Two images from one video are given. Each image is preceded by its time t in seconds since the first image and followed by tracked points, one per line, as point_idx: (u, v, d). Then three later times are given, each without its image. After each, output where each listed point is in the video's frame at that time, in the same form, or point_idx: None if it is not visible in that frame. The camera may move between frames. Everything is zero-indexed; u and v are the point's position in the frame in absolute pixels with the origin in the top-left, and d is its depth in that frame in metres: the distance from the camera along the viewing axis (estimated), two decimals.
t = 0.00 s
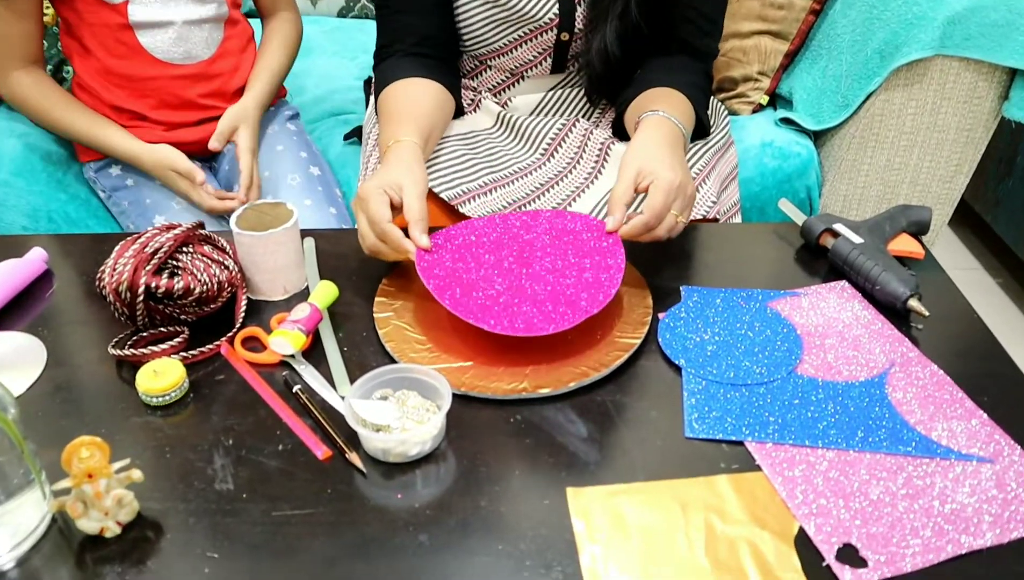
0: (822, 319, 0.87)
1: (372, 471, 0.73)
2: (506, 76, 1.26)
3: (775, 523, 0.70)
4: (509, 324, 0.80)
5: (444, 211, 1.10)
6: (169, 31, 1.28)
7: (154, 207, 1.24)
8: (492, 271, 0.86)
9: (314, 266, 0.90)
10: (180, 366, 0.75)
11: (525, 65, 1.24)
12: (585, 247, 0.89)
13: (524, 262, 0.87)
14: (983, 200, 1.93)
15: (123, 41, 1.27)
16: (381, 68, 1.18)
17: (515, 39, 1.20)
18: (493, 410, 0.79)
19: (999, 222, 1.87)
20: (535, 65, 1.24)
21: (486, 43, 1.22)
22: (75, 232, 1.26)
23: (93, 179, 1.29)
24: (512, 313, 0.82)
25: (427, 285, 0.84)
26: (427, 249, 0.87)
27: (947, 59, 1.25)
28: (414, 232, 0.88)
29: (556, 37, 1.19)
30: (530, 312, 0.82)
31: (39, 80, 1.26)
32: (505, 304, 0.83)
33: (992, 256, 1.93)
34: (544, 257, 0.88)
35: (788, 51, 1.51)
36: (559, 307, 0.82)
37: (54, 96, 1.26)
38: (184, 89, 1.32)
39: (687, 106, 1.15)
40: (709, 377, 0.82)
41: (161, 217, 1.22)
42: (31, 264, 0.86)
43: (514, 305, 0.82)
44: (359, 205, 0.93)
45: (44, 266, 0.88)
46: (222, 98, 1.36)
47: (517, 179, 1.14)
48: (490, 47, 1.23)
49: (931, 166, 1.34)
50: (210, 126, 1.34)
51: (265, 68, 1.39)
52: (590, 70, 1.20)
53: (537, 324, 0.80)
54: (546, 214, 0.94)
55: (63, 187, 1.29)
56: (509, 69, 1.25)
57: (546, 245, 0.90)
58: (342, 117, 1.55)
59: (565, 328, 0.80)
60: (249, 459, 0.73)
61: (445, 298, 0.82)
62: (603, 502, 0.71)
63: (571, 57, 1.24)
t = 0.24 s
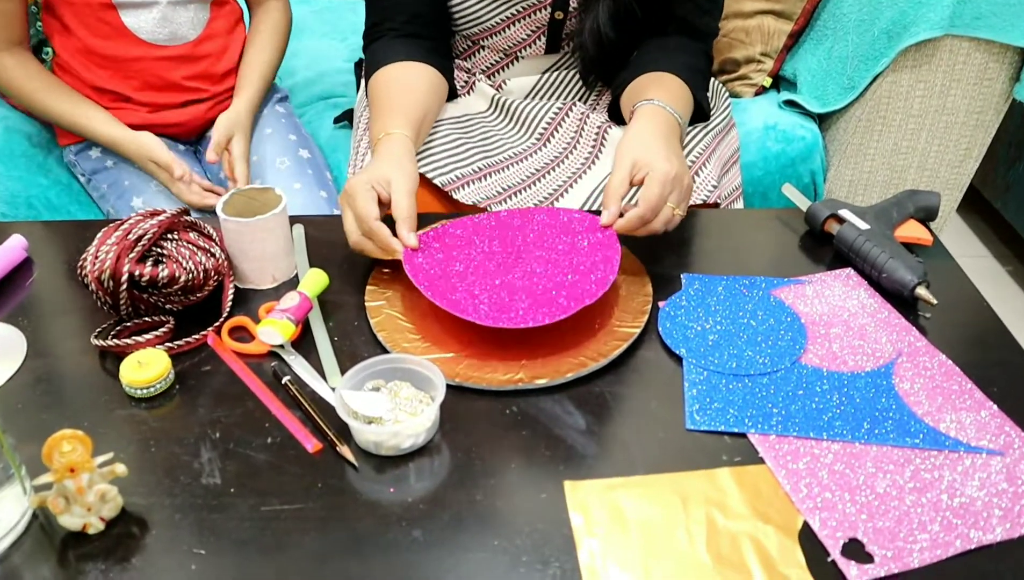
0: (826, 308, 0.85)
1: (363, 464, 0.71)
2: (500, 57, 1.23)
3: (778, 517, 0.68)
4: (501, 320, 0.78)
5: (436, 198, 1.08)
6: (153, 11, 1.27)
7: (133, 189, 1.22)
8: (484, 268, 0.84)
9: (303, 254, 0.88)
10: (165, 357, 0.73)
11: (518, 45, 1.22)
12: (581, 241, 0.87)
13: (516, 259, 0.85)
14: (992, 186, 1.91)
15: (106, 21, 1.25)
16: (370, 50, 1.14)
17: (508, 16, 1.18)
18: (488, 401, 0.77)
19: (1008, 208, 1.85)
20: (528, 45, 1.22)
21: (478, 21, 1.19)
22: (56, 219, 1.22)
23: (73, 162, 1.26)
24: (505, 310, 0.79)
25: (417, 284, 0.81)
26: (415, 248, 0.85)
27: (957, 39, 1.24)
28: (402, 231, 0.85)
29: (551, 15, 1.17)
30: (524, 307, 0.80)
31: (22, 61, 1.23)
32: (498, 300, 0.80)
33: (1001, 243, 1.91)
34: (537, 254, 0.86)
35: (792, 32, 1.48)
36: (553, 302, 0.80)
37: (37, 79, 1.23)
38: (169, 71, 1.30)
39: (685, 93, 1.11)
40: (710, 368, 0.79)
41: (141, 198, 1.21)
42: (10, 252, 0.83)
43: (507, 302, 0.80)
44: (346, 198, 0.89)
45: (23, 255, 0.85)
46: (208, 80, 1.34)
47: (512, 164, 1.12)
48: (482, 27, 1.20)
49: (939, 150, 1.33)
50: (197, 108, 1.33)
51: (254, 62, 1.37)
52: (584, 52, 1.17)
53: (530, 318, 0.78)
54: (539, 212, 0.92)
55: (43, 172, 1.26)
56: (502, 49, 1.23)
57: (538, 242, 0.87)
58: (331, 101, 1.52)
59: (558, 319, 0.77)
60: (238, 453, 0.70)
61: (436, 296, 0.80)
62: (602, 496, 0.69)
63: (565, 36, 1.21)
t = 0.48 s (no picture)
0: (832, 304, 0.83)
1: (356, 465, 0.69)
2: (496, 45, 1.22)
3: (783, 519, 0.66)
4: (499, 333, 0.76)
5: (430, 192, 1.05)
6: (144, 6, 1.25)
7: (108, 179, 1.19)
8: (481, 273, 0.82)
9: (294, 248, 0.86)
10: (152, 354, 0.71)
11: (513, 33, 1.20)
12: (581, 244, 0.85)
13: (514, 263, 0.83)
14: (1003, 179, 1.89)
15: (93, 15, 1.23)
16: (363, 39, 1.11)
17: (501, 5, 1.16)
18: (484, 399, 0.75)
19: (1018, 201, 1.83)
20: (524, 33, 1.20)
21: (473, 8, 1.17)
22: (37, 213, 1.19)
23: (54, 153, 1.24)
24: (504, 319, 0.77)
25: (414, 291, 0.79)
26: (413, 249, 0.82)
27: (966, 27, 1.22)
28: (399, 229, 0.83)
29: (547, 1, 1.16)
30: (523, 319, 0.78)
31: (9, 52, 1.20)
32: (497, 309, 0.78)
33: (1010, 238, 1.89)
34: (535, 258, 0.84)
35: (798, 20, 1.46)
36: (553, 315, 0.78)
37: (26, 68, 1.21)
38: (157, 67, 1.28)
39: (686, 87, 1.08)
40: (713, 366, 0.77)
41: (116, 188, 1.17)
42: None
43: (506, 311, 0.78)
44: (346, 188, 0.87)
45: (5, 250, 0.83)
46: (197, 75, 1.32)
47: (509, 158, 1.09)
48: (478, 14, 1.18)
49: (948, 142, 1.31)
50: (185, 101, 1.31)
51: (244, 55, 1.32)
52: (582, 40, 1.14)
53: (529, 331, 0.76)
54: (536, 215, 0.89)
55: (24, 164, 1.24)
56: (498, 37, 1.21)
57: (535, 246, 0.85)
58: (321, 91, 1.49)
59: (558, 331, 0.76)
60: (226, 453, 0.68)
61: (434, 305, 0.78)
62: (602, 497, 0.67)
63: (562, 24, 1.20)
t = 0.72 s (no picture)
0: (845, 294, 0.79)
1: (344, 464, 0.66)
2: (490, 23, 1.18)
3: (794, 521, 0.63)
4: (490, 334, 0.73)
5: (422, 177, 1.01)
6: None
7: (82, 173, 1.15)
8: (473, 267, 0.78)
9: (280, 237, 0.82)
10: (127, 349, 0.67)
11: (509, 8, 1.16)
12: (581, 238, 0.82)
13: (508, 257, 0.80)
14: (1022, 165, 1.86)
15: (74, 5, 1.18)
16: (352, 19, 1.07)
17: None
18: (479, 395, 0.71)
19: None
20: (521, 8, 1.17)
21: None
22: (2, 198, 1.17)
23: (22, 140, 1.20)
24: (497, 318, 0.74)
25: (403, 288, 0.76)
26: (401, 241, 0.78)
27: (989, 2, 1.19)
28: (388, 221, 0.79)
29: None
30: (518, 318, 0.74)
31: None
32: (490, 308, 0.75)
33: None
34: (531, 251, 0.80)
35: None
36: (549, 314, 0.74)
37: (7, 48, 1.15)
38: (137, 58, 1.24)
39: (693, 66, 1.04)
40: (720, 359, 0.73)
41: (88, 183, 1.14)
42: None
43: (499, 310, 0.75)
44: (330, 175, 0.83)
45: None
46: (176, 65, 1.28)
47: (505, 141, 1.05)
48: None
49: (968, 124, 1.27)
50: (157, 91, 1.27)
51: (230, 40, 1.27)
52: (580, 17, 1.11)
53: (521, 332, 0.73)
54: (534, 202, 0.85)
55: None
56: (493, 14, 1.17)
57: (532, 238, 0.81)
58: (308, 70, 1.45)
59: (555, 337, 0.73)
60: (206, 453, 0.65)
61: (422, 304, 0.74)
62: (604, 498, 0.64)
63: None
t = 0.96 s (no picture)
0: (860, 283, 0.74)
1: (325, 465, 0.61)
2: None
3: (808, 525, 0.58)
4: (480, 328, 0.68)
5: (410, 158, 0.97)
6: None
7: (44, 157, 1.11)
8: (466, 254, 0.74)
9: (258, 222, 0.77)
10: (92, 342, 0.63)
11: None
12: (582, 227, 0.77)
13: (504, 243, 0.75)
14: None
15: None
16: None
17: None
18: (469, 391, 0.66)
19: None
20: None
21: None
22: None
23: None
24: (490, 310, 0.70)
25: (391, 278, 0.71)
26: (391, 229, 0.74)
27: None
28: (377, 206, 0.74)
29: None
30: (513, 309, 0.70)
31: None
32: (482, 299, 0.70)
33: None
34: (528, 237, 0.76)
35: None
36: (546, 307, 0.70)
37: None
38: (107, 43, 1.19)
39: (699, 40, 0.99)
40: (729, 353, 0.69)
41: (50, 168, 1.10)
42: None
43: (493, 301, 0.70)
44: (315, 156, 0.78)
45: None
46: (149, 48, 1.24)
47: (500, 119, 1.01)
48: None
49: (994, 102, 1.22)
50: (127, 73, 1.22)
51: (203, 23, 1.22)
52: None
53: (514, 325, 0.69)
54: (531, 187, 0.81)
55: None
56: None
57: (529, 224, 0.77)
58: (288, 43, 1.41)
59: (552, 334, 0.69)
60: (176, 453, 0.60)
61: (411, 295, 0.70)
62: (604, 501, 0.59)
63: None
